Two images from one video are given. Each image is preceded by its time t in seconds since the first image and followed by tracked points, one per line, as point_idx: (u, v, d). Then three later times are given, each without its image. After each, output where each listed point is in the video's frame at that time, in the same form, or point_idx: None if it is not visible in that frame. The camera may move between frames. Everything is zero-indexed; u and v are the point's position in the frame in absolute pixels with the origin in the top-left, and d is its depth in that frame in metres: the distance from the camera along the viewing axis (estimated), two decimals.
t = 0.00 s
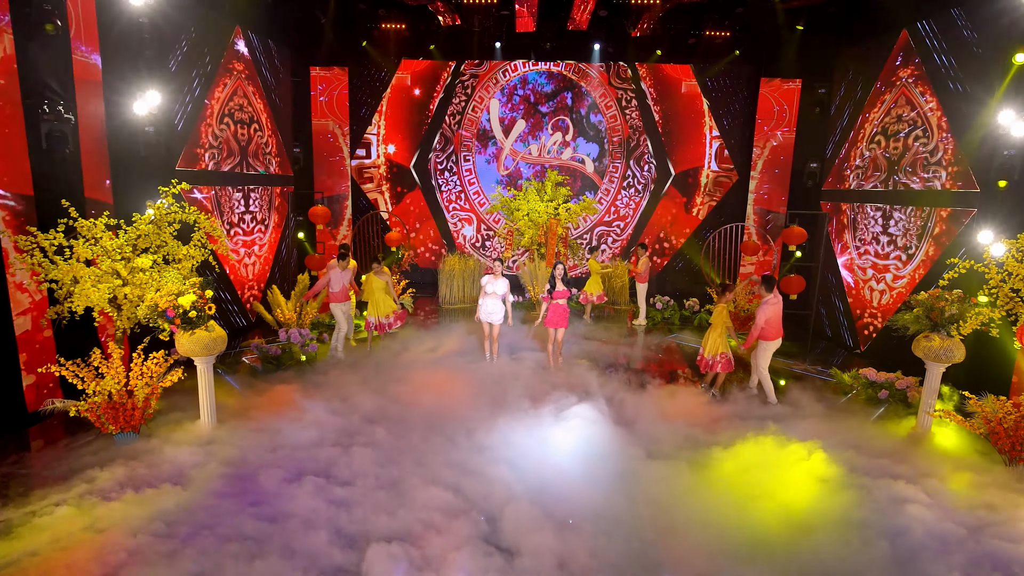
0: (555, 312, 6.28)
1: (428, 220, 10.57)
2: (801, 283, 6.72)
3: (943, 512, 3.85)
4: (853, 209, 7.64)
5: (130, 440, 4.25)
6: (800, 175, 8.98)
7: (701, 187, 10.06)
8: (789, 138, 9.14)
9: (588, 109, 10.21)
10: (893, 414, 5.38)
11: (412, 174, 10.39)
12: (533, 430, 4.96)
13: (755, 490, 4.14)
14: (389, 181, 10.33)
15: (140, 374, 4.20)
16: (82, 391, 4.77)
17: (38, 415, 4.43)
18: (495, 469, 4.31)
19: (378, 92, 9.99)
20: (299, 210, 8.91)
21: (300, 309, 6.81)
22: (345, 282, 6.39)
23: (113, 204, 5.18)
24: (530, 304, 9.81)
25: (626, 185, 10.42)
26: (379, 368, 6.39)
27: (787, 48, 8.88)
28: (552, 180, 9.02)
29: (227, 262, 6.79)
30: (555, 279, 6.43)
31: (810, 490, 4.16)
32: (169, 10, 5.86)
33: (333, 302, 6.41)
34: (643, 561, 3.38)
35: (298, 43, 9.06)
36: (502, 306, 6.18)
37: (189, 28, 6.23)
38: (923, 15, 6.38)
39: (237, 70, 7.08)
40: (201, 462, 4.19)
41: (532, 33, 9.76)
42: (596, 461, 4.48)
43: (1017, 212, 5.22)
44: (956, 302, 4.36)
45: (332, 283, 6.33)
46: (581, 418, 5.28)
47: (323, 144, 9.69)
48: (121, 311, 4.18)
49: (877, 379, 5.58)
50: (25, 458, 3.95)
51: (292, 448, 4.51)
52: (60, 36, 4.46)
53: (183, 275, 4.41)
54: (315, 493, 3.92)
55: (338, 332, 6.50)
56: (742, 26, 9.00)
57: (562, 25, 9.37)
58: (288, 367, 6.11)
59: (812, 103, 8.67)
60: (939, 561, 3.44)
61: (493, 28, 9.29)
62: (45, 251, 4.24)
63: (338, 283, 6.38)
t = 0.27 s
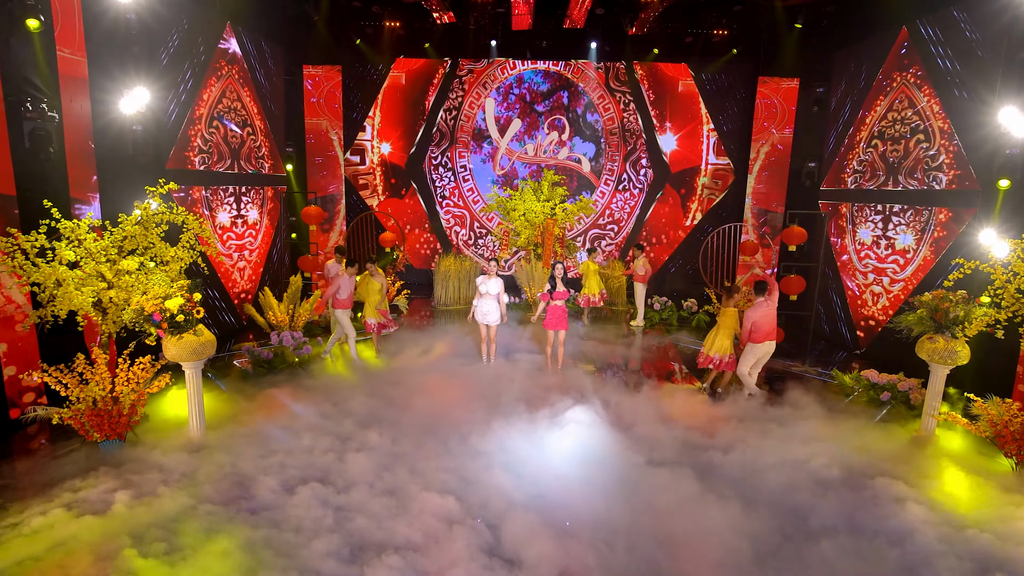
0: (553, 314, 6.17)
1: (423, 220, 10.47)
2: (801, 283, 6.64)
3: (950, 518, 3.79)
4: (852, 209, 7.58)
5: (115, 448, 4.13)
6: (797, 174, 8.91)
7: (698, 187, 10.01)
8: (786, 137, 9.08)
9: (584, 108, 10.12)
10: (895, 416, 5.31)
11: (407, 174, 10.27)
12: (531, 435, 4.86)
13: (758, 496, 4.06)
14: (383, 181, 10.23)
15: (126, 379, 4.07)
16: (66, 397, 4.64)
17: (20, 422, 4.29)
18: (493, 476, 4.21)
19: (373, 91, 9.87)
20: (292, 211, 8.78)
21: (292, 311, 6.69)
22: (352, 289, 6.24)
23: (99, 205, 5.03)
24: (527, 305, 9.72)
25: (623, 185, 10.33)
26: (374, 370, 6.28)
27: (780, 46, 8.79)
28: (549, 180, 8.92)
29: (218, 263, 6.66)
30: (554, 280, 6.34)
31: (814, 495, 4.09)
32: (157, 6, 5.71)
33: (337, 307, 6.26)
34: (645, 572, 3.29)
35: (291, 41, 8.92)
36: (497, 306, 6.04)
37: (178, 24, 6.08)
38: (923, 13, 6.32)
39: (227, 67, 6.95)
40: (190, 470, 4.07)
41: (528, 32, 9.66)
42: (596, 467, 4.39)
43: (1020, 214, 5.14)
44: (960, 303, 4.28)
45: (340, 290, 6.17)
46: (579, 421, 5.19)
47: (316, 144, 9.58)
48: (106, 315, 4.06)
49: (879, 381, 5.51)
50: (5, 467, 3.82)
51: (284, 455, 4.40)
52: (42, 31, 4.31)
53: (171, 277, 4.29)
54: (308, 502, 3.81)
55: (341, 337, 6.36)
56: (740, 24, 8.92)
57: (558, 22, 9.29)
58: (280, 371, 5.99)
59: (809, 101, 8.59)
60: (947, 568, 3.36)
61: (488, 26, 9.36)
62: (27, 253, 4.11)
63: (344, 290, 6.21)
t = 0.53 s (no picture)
0: (554, 318, 6.09)
1: (418, 221, 10.35)
2: (800, 283, 6.59)
3: (955, 522, 3.73)
4: (850, 209, 7.53)
5: (100, 457, 4.00)
6: (795, 174, 8.86)
7: (694, 186, 9.95)
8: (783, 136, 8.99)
9: (580, 107, 10.04)
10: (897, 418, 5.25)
11: (401, 173, 10.15)
12: (529, 440, 4.77)
13: (761, 501, 3.99)
14: (377, 181, 10.09)
15: (111, 386, 3.95)
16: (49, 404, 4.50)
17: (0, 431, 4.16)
18: (490, 482, 4.12)
19: (366, 90, 9.75)
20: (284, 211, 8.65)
21: (285, 314, 6.57)
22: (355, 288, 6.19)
23: (84, 206, 4.87)
24: (522, 307, 9.63)
25: (619, 184, 10.26)
26: (368, 374, 6.17)
27: (774, 45, 8.75)
28: (544, 180, 8.83)
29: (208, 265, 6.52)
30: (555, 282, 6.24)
31: (818, 500, 4.02)
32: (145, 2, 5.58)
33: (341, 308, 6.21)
34: None
35: (282, 39, 8.79)
36: (495, 308, 5.93)
37: (167, 21, 5.95)
38: (922, 11, 6.28)
39: (218, 65, 6.83)
40: (179, 478, 3.96)
41: (523, 30, 9.57)
42: (596, 472, 4.31)
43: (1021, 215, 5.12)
44: (964, 304, 4.23)
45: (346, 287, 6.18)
46: (578, 426, 5.10)
47: (307, 141, 9.35)
48: (90, 319, 3.93)
49: (880, 383, 5.46)
50: None
51: (276, 462, 4.29)
52: (25, 26, 4.18)
53: (158, 280, 4.16)
54: (301, 511, 3.70)
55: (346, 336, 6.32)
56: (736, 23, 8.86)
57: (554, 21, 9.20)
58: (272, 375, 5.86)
59: (806, 100, 8.55)
60: None
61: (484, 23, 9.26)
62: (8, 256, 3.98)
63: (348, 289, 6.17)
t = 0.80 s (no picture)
0: (554, 322, 6.03)
1: (411, 220, 10.22)
2: (798, 284, 6.53)
3: (959, 526, 3.68)
4: (847, 208, 7.49)
5: (83, 466, 3.88)
6: (791, 174, 8.82)
7: (690, 185, 9.91)
8: (778, 136, 9.06)
9: (575, 106, 9.96)
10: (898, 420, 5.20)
11: (394, 173, 10.03)
12: (526, 444, 4.68)
13: (763, 507, 3.92)
14: (370, 180, 9.96)
15: (95, 393, 3.82)
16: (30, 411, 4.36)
17: None
18: (488, 489, 4.02)
19: (359, 88, 9.62)
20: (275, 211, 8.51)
21: (275, 316, 6.44)
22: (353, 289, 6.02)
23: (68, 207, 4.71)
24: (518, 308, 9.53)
25: (615, 184, 10.17)
26: (361, 377, 6.06)
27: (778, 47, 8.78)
28: (539, 179, 8.74)
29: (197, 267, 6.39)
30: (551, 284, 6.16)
31: (821, 506, 3.94)
32: None
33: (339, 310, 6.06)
34: None
35: (273, 36, 8.65)
36: (492, 310, 5.85)
37: (154, 17, 5.80)
38: (920, 10, 6.24)
39: (207, 63, 6.69)
40: (165, 488, 3.84)
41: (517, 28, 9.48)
42: (595, 478, 4.22)
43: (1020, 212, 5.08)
44: (967, 305, 4.17)
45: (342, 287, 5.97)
46: (576, 430, 5.01)
47: (297, 141, 9.34)
48: (73, 324, 3.81)
49: (880, 385, 5.42)
50: None
51: (268, 469, 4.18)
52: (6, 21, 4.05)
53: (143, 283, 4.04)
54: (291, 522, 3.59)
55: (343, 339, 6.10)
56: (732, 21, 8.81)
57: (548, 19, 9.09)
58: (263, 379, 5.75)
59: (802, 100, 8.50)
60: None
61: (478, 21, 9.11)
62: None
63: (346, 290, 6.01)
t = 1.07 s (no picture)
0: (550, 324, 5.96)
1: (404, 220, 10.10)
2: (797, 284, 6.47)
3: (964, 531, 3.63)
4: (843, 208, 7.46)
5: (66, 476, 3.78)
6: (786, 173, 8.80)
7: (684, 185, 9.85)
8: (774, 135, 9.01)
9: (569, 105, 9.88)
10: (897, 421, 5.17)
11: (387, 173, 9.90)
12: (523, 449, 4.60)
13: (765, 512, 3.86)
14: (362, 180, 9.82)
15: (77, 400, 3.70)
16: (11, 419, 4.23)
17: None
18: (485, 496, 3.94)
19: (351, 87, 9.50)
20: (265, 212, 8.38)
21: (265, 318, 6.30)
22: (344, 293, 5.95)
23: (52, 207, 4.57)
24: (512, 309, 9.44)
25: (609, 184, 10.11)
26: (355, 381, 5.95)
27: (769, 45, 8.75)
28: (534, 179, 8.66)
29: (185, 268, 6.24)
30: (547, 286, 6.07)
31: (825, 511, 3.89)
32: None
33: (332, 315, 5.97)
34: None
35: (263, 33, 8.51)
36: (488, 312, 5.76)
37: (141, 12, 5.66)
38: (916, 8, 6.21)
39: (195, 61, 6.55)
40: (151, 499, 3.72)
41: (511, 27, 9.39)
42: (594, 484, 4.15)
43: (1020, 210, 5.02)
44: (968, 305, 4.14)
45: (332, 291, 5.87)
46: (573, 434, 4.93)
47: (289, 140, 9.16)
48: (54, 329, 3.68)
49: (879, 386, 5.39)
50: None
51: (259, 477, 4.07)
52: None
53: (128, 286, 3.92)
54: (283, 534, 3.48)
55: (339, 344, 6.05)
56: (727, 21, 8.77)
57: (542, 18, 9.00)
58: (254, 383, 5.63)
59: (797, 99, 8.48)
60: None
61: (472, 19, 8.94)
62: None
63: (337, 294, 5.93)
